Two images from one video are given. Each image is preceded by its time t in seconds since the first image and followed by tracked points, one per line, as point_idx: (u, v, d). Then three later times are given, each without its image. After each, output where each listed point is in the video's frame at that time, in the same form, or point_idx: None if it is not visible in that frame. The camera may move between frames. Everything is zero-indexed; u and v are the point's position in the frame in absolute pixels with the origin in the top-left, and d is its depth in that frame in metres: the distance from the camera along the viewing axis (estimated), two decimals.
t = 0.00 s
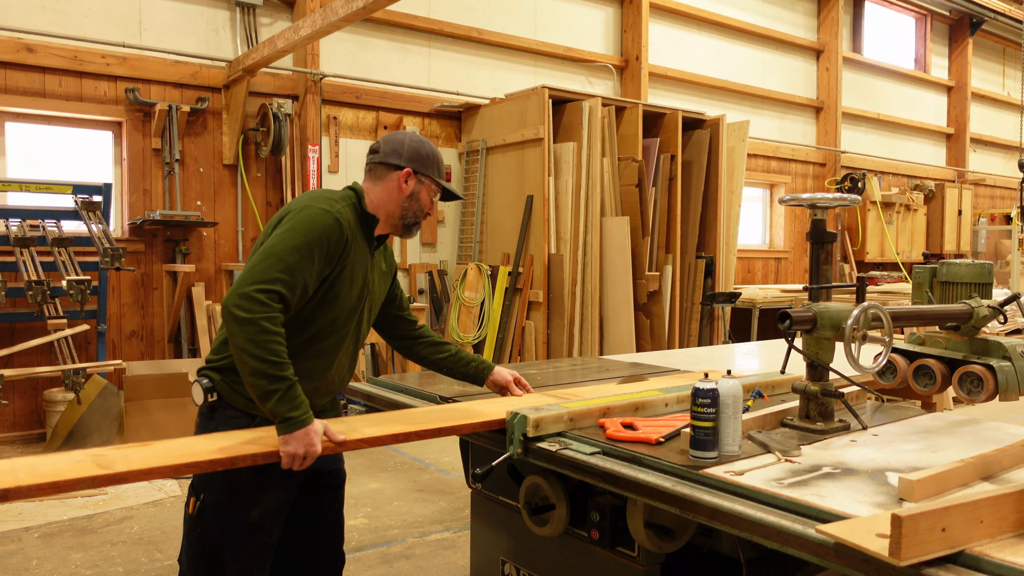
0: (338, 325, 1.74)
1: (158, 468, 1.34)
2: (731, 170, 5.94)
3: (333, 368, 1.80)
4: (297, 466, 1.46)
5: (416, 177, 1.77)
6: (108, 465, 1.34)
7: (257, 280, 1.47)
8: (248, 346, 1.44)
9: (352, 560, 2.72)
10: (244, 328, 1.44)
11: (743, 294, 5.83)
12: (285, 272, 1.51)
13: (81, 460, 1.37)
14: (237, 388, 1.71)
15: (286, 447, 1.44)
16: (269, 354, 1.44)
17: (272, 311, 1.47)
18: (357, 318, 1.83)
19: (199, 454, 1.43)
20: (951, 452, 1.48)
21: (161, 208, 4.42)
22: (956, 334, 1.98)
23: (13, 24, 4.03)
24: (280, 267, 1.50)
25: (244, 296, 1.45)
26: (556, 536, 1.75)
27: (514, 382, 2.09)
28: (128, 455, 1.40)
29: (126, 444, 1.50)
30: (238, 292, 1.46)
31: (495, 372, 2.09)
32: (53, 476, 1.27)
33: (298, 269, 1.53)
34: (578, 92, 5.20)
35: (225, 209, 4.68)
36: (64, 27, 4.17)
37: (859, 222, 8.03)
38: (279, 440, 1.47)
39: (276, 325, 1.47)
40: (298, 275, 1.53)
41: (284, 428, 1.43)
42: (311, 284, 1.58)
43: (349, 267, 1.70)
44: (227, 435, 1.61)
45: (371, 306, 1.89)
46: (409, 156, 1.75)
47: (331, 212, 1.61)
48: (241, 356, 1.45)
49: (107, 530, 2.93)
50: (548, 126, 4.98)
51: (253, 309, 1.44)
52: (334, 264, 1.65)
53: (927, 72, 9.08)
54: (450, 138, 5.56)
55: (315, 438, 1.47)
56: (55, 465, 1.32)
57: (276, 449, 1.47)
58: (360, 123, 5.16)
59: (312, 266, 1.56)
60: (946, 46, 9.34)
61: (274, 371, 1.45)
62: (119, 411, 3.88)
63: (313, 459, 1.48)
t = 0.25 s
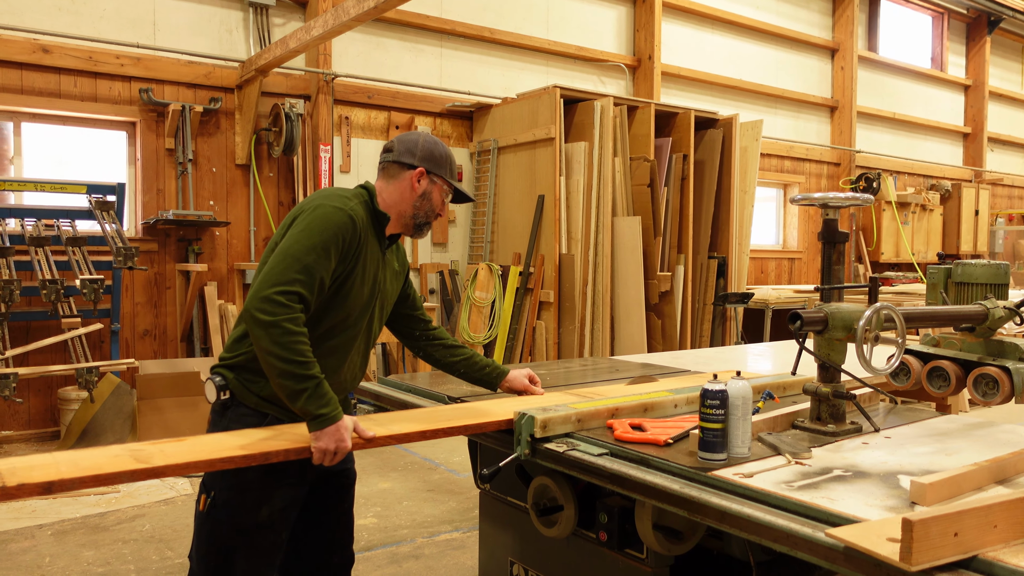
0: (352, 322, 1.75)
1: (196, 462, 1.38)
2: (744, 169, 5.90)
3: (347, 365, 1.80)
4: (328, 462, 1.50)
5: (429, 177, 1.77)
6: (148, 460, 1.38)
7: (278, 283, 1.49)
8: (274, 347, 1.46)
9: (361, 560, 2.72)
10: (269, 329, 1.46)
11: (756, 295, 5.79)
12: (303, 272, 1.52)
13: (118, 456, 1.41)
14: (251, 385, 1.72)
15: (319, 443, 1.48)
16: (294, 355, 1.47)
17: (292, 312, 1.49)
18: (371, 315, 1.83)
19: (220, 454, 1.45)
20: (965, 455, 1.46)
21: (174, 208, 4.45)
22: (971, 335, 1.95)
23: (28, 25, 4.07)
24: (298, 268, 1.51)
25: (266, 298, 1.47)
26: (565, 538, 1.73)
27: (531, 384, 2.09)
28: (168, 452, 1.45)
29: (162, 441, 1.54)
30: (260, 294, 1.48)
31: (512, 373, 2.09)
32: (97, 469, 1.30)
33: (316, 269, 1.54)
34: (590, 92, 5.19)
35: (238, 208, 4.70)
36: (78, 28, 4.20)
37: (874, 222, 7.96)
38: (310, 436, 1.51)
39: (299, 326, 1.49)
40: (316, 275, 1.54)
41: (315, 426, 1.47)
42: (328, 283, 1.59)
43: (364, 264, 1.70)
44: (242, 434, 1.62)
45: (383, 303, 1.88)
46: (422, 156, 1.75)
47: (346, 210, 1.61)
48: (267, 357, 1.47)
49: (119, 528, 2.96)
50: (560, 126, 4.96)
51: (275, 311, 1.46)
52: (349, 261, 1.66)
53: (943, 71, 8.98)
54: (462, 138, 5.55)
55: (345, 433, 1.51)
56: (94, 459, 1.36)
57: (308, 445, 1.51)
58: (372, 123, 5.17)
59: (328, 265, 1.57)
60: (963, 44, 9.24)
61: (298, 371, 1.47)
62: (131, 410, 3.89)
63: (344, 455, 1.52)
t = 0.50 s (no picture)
0: (362, 320, 1.74)
1: (222, 458, 1.40)
2: (752, 169, 5.88)
3: (357, 363, 1.80)
4: (349, 460, 1.49)
5: (435, 175, 1.76)
6: (175, 456, 1.39)
7: (293, 284, 1.49)
8: (292, 349, 1.47)
9: (367, 560, 2.72)
10: (286, 331, 1.46)
11: (765, 295, 5.76)
12: (316, 272, 1.52)
13: (145, 452, 1.43)
14: (263, 385, 1.72)
15: (340, 441, 1.47)
16: (312, 356, 1.47)
17: (307, 313, 1.49)
18: (380, 313, 1.83)
19: (238, 451, 1.46)
20: (974, 456, 1.45)
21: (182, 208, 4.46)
22: (981, 336, 1.93)
23: (38, 26, 4.09)
24: (311, 269, 1.51)
25: (281, 300, 1.48)
26: (569, 538, 1.73)
27: (535, 379, 2.08)
28: (193, 448, 1.46)
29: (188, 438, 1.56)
30: (275, 297, 1.49)
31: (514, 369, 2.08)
32: (125, 465, 1.32)
33: (329, 269, 1.54)
34: (597, 92, 5.17)
35: (245, 209, 4.71)
36: (87, 29, 4.22)
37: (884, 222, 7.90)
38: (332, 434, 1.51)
39: (316, 327, 1.49)
40: (329, 275, 1.54)
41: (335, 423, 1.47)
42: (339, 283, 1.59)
43: (374, 262, 1.70)
44: (248, 433, 1.62)
45: (391, 300, 1.88)
46: (429, 153, 1.75)
47: (355, 209, 1.61)
48: (285, 359, 1.48)
49: (127, 527, 2.97)
50: (567, 126, 4.96)
51: (292, 312, 1.47)
52: (359, 260, 1.66)
53: (954, 69, 8.91)
54: (469, 138, 5.55)
55: (366, 431, 1.50)
56: (121, 456, 1.38)
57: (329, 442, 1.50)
58: (379, 123, 5.17)
59: (339, 265, 1.57)
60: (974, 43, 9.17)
61: (317, 371, 1.47)
62: (140, 409, 3.87)
63: (366, 453, 1.51)
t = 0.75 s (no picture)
0: (365, 318, 1.75)
1: (235, 457, 1.41)
2: (756, 169, 5.87)
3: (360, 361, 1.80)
4: (362, 458, 1.50)
5: (439, 173, 1.75)
6: (189, 455, 1.41)
7: (300, 285, 1.50)
8: (302, 350, 1.48)
9: (368, 560, 2.72)
10: (297, 332, 1.48)
11: (768, 295, 5.75)
12: (322, 273, 1.53)
13: (160, 449, 1.44)
14: (267, 382, 1.72)
15: (353, 439, 1.48)
16: (323, 356, 1.48)
17: (315, 313, 1.50)
18: (383, 310, 1.83)
19: (247, 449, 1.46)
20: (976, 457, 1.44)
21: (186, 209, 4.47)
22: (983, 336, 1.92)
23: (42, 27, 4.10)
24: (316, 269, 1.52)
25: (289, 301, 1.49)
26: (569, 539, 1.72)
27: (538, 381, 2.07)
28: (206, 446, 1.48)
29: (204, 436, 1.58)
30: (283, 299, 1.49)
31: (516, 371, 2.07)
32: (138, 464, 1.33)
33: (334, 269, 1.54)
34: (600, 92, 5.17)
35: (248, 209, 4.72)
36: (91, 30, 4.24)
37: (888, 222, 7.87)
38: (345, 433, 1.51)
39: (325, 327, 1.50)
40: (334, 274, 1.55)
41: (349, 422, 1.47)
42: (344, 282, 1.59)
43: (376, 260, 1.70)
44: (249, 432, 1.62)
45: (394, 298, 1.88)
46: (432, 152, 1.74)
47: (357, 207, 1.61)
48: (296, 360, 1.49)
49: (129, 527, 2.98)
50: (570, 126, 4.95)
51: (300, 314, 1.48)
52: (362, 259, 1.66)
53: (959, 69, 8.88)
54: (472, 138, 5.55)
55: (379, 430, 1.51)
56: (140, 452, 1.40)
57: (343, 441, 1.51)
58: (382, 123, 5.18)
59: (344, 264, 1.57)
60: (979, 42, 9.14)
61: (328, 371, 1.49)
62: (142, 409, 3.90)
63: (379, 452, 1.51)
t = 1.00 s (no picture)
0: (362, 314, 1.75)
1: (249, 454, 1.41)
2: (755, 169, 5.86)
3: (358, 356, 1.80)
4: (374, 456, 1.51)
5: (435, 171, 1.75)
6: (201, 451, 1.41)
7: (302, 286, 1.50)
8: (308, 352, 1.48)
9: (366, 560, 2.72)
10: (302, 332, 1.48)
11: (767, 295, 5.74)
12: (321, 272, 1.52)
13: (171, 448, 1.45)
14: (265, 379, 1.71)
15: (364, 437, 1.49)
16: (329, 356, 1.48)
17: (316, 312, 1.50)
18: (379, 305, 1.83)
19: (254, 447, 1.46)
20: (971, 457, 1.44)
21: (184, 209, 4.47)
22: (980, 336, 1.92)
23: (40, 28, 4.10)
24: (316, 269, 1.52)
25: (293, 303, 1.49)
26: (565, 539, 1.72)
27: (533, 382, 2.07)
28: (217, 443, 1.49)
29: (214, 433, 1.58)
30: (286, 302, 1.49)
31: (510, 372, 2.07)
32: (152, 462, 1.33)
33: (332, 267, 1.54)
34: (599, 92, 5.16)
35: (247, 209, 4.72)
36: (89, 30, 4.24)
37: (888, 222, 7.86)
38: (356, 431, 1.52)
39: (329, 328, 1.51)
40: (332, 272, 1.55)
41: (359, 421, 1.48)
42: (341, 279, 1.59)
43: (372, 256, 1.70)
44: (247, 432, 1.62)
45: (389, 293, 1.87)
46: (429, 149, 1.74)
47: (351, 204, 1.61)
48: (303, 362, 1.49)
49: (126, 528, 2.97)
50: (569, 126, 4.95)
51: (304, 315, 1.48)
52: (358, 255, 1.66)
53: (959, 69, 8.87)
54: (470, 138, 5.54)
55: (390, 428, 1.52)
56: (152, 451, 1.40)
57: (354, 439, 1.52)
58: (381, 124, 5.18)
59: (341, 261, 1.57)
60: (979, 42, 9.13)
61: (334, 371, 1.49)
62: (141, 410, 3.88)
63: (390, 449, 1.52)
